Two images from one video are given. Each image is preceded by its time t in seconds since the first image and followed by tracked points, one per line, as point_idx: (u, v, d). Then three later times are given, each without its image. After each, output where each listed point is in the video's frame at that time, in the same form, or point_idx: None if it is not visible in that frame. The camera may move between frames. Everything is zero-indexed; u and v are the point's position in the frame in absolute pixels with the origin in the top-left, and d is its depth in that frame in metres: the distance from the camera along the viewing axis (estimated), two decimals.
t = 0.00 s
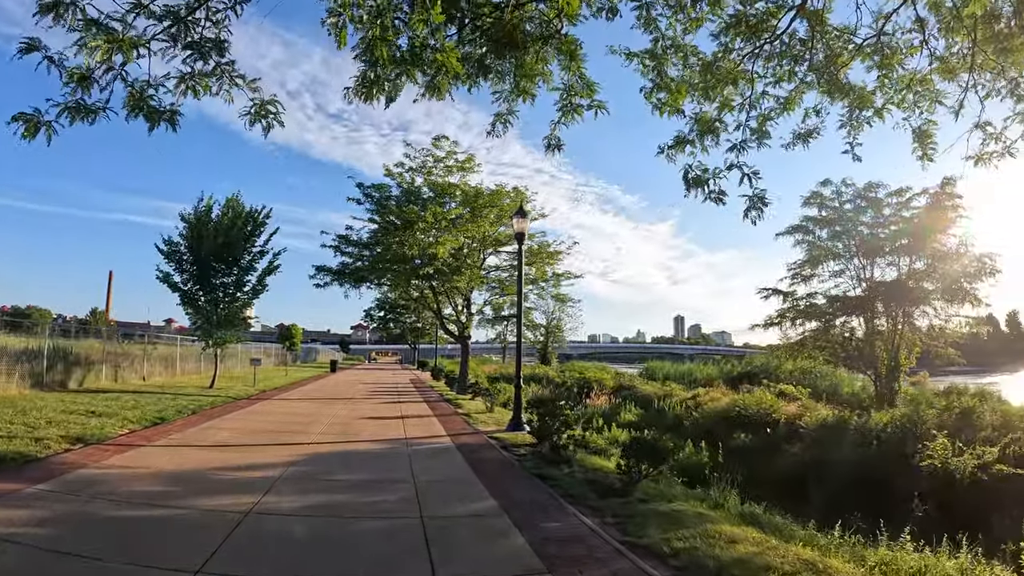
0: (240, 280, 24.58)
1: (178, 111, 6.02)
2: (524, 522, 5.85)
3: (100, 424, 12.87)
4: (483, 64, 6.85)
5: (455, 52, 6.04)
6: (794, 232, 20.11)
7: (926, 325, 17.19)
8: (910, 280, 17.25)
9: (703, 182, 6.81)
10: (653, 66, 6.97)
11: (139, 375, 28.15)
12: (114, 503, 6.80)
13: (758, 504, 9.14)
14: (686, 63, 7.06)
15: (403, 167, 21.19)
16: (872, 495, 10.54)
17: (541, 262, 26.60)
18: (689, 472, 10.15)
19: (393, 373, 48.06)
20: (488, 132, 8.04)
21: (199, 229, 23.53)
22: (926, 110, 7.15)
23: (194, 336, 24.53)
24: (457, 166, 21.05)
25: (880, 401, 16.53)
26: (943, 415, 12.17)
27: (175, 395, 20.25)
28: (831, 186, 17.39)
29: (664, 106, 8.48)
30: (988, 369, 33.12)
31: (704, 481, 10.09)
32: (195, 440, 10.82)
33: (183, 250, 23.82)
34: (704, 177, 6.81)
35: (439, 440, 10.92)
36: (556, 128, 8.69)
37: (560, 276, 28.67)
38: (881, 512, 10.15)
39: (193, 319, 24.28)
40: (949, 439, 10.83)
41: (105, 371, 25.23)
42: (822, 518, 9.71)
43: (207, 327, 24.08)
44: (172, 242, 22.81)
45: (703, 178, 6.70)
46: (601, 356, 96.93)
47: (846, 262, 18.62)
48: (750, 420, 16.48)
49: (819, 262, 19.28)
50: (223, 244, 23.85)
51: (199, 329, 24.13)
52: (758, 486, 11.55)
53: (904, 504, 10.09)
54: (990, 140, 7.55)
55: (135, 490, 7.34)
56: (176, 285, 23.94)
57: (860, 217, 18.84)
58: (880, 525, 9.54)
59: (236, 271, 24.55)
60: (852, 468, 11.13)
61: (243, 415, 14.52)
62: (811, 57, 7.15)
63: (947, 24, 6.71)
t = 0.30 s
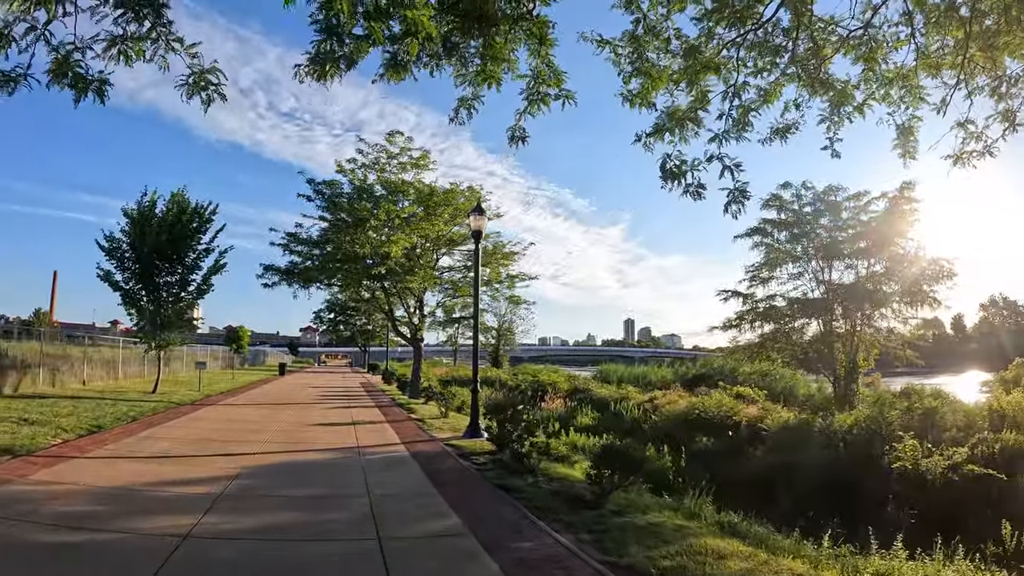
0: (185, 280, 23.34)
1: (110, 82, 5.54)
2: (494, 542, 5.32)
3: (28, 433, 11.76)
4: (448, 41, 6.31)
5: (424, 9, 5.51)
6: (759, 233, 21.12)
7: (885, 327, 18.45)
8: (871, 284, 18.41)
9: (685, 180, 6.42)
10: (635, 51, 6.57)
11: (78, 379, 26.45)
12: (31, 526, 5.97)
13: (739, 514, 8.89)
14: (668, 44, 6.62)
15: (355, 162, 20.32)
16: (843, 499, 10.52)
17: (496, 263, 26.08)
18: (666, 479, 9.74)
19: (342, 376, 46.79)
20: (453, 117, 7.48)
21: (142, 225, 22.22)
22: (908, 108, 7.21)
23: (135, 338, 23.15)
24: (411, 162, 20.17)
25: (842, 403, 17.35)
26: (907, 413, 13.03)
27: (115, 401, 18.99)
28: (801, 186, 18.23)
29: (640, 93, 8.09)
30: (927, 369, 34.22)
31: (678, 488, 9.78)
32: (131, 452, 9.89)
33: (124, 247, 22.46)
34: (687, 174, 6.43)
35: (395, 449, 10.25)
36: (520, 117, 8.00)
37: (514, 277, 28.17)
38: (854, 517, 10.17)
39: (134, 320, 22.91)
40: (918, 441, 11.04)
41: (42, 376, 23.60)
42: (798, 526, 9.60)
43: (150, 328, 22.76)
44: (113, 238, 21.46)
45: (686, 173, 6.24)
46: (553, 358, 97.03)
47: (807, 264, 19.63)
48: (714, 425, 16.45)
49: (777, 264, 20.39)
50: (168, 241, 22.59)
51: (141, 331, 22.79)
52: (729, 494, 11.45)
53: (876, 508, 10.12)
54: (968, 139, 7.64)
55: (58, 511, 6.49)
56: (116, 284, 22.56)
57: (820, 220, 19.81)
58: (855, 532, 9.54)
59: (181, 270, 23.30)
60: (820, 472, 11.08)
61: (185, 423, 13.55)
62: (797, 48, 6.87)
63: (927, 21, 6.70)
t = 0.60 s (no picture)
0: (134, 276, 22.15)
1: (45, 43, 5.04)
2: (475, 565, 4.84)
3: None
4: (427, 15, 5.79)
5: None
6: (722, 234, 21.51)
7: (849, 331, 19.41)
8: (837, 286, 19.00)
9: (676, 174, 6.13)
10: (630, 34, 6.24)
11: (23, 382, 24.90)
12: None
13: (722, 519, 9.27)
14: (661, 27, 6.27)
15: (312, 155, 19.49)
16: (816, 500, 11.05)
17: (457, 262, 25.52)
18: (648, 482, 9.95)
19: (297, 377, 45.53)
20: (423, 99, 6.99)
21: (88, 218, 20.97)
22: (901, 103, 7.40)
23: (81, 338, 21.85)
24: (370, 157, 19.44)
25: (810, 404, 18.73)
26: (876, 416, 14.18)
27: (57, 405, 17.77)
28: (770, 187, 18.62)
29: (625, 82, 7.78)
30: (877, 370, 35.08)
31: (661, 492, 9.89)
32: (69, 461, 9.04)
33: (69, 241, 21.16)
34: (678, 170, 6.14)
35: (356, 456, 9.62)
36: (493, 104, 7.42)
37: (474, 276, 27.64)
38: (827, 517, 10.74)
39: (79, 319, 21.63)
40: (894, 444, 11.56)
41: None
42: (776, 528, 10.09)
43: (96, 327, 21.51)
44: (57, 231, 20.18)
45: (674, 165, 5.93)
46: (510, 359, 96.80)
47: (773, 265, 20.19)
48: (677, 425, 17.21)
49: (741, 265, 21.04)
50: (116, 235, 21.37)
51: (86, 331, 21.51)
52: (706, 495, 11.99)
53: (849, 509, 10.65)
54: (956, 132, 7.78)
55: None
56: (60, 280, 21.24)
57: (783, 222, 20.23)
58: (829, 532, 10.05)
59: (130, 266, 22.08)
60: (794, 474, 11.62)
61: (131, 429, 12.62)
62: (786, 36, 6.74)
63: (921, 16, 6.72)
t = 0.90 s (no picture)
0: (100, 273, 21.23)
1: None
2: None
3: None
4: None
5: None
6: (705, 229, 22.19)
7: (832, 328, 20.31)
8: (819, 282, 19.95)
9: (683, 158, 5.76)
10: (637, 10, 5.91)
11: None
12: None
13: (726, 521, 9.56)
14: None
15: (285, 148, 18.82)
16: (811, 495, 11.92)
17: (433, 258, 24.97)
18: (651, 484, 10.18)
19: (269, 377, 44.56)
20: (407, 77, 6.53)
21: (51, 212, 20.03)
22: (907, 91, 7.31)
23: (45, 337, 20.88)
24: (345, 149, 18.84)
25: (791, 400, 19.50)
26: (864, 411, 15.06)
27: (17, 408, 16.89)
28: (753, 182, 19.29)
29: (621, 65, 7.35)
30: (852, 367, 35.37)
31: (664, 496, 9.92)
32: (22, 469, 8.35)
33: (31, 236, 20.20)
34: (683, 152, 5.78)
35: (333, 460, 9.07)
36: (481, 85, 6.99)
37: (451, 273, 27.11)
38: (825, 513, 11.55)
39: (43, 317, 20.67)
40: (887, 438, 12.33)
41: None
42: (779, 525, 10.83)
43: (61, 327, 20.58)
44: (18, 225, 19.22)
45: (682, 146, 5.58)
46: (485, 358, 96.30)
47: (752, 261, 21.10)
48: (663, 423, 17.18)
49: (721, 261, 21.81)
50: (82, 230, 20.44)
51: (51, 330, 20.56)
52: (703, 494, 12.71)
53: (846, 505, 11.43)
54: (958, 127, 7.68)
55: None
56: (22, 277, 20.27)
57: (765, 218, 21.01)
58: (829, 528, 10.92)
59: (96, 262, 21.17)
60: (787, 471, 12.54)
61: (92, 433, 11.90)
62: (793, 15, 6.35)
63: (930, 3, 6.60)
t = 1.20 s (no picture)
0: (74, 272, 20.43)
1: None
2: None
3: None
4: None
5: None
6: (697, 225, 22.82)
7: (826, 324, 20.69)
8: (811, 278, 20.53)
9: (702, 143, 5.33)
10: None
11: None
12: None
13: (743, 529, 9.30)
14: None
15: (265, 141, 18.19)
16: (814, 497, 11.97)
17: (418, 256, 24.44)
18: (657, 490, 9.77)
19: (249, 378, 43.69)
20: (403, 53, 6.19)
21: (21, 208, 19.20)
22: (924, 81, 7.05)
23: (16, 339, 20.05)
24: (327, 144, 18.26)
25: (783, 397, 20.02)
26: (859, 412, 14.82)
27: None
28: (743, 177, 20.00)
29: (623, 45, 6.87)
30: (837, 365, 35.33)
31: (663, 503, 9.51)
32: None
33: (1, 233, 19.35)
34: (701, 138, 5.36)
35: (318, 468, 8.56)
36: (482, 65, 6.63)
37: (435, 271, 26.57)
38: (832, 514, 11.64)
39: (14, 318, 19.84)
40: (889, 437, 12.41)
41: None
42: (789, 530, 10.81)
43: (34, 328, 19.76)
44: None
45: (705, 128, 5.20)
46: (467, 358, 95.71)
47: (743, 257, 21.83)
48: (655, 425, 16.87)
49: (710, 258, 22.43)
50: (55, 226, 19.64)
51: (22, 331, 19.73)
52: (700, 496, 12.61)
53: (852, 507, 11.51)
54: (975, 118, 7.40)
55: None
56: None
57: (756, 214, 21.76)
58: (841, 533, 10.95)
59: (70, 260, 20.36)
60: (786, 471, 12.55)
61: (62, 441, 11.25)
62: (811, 1, 5.98)
63: None
